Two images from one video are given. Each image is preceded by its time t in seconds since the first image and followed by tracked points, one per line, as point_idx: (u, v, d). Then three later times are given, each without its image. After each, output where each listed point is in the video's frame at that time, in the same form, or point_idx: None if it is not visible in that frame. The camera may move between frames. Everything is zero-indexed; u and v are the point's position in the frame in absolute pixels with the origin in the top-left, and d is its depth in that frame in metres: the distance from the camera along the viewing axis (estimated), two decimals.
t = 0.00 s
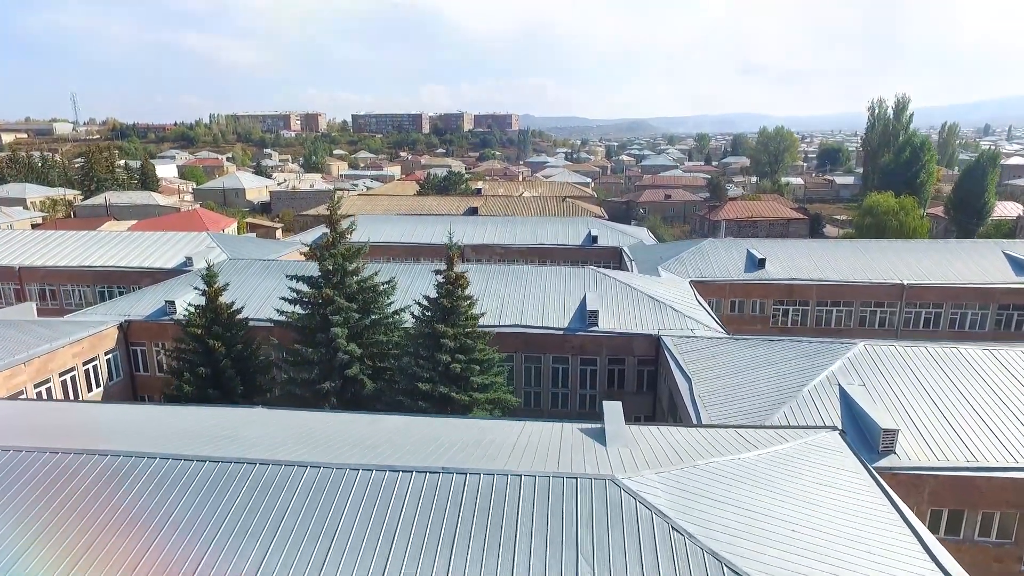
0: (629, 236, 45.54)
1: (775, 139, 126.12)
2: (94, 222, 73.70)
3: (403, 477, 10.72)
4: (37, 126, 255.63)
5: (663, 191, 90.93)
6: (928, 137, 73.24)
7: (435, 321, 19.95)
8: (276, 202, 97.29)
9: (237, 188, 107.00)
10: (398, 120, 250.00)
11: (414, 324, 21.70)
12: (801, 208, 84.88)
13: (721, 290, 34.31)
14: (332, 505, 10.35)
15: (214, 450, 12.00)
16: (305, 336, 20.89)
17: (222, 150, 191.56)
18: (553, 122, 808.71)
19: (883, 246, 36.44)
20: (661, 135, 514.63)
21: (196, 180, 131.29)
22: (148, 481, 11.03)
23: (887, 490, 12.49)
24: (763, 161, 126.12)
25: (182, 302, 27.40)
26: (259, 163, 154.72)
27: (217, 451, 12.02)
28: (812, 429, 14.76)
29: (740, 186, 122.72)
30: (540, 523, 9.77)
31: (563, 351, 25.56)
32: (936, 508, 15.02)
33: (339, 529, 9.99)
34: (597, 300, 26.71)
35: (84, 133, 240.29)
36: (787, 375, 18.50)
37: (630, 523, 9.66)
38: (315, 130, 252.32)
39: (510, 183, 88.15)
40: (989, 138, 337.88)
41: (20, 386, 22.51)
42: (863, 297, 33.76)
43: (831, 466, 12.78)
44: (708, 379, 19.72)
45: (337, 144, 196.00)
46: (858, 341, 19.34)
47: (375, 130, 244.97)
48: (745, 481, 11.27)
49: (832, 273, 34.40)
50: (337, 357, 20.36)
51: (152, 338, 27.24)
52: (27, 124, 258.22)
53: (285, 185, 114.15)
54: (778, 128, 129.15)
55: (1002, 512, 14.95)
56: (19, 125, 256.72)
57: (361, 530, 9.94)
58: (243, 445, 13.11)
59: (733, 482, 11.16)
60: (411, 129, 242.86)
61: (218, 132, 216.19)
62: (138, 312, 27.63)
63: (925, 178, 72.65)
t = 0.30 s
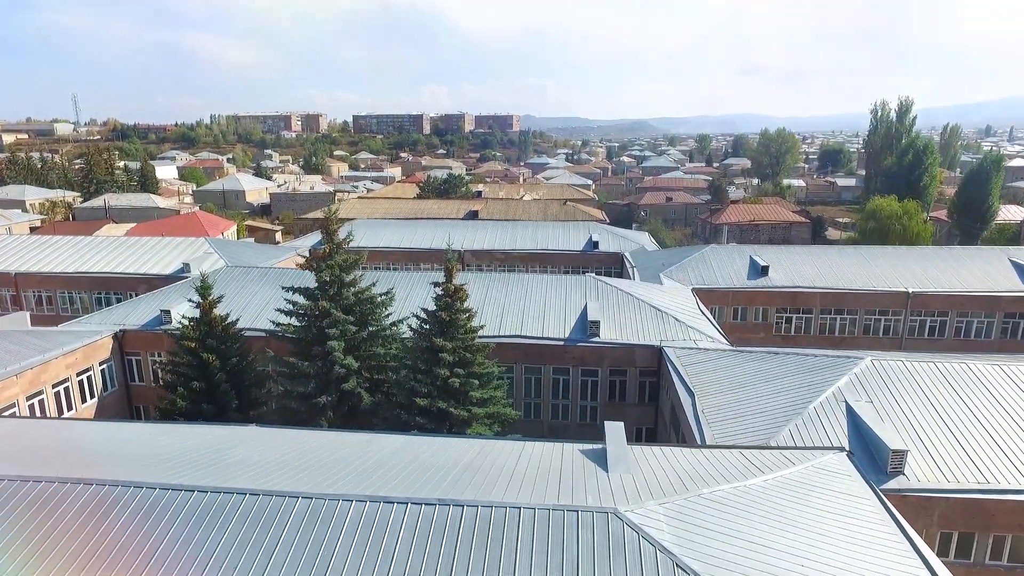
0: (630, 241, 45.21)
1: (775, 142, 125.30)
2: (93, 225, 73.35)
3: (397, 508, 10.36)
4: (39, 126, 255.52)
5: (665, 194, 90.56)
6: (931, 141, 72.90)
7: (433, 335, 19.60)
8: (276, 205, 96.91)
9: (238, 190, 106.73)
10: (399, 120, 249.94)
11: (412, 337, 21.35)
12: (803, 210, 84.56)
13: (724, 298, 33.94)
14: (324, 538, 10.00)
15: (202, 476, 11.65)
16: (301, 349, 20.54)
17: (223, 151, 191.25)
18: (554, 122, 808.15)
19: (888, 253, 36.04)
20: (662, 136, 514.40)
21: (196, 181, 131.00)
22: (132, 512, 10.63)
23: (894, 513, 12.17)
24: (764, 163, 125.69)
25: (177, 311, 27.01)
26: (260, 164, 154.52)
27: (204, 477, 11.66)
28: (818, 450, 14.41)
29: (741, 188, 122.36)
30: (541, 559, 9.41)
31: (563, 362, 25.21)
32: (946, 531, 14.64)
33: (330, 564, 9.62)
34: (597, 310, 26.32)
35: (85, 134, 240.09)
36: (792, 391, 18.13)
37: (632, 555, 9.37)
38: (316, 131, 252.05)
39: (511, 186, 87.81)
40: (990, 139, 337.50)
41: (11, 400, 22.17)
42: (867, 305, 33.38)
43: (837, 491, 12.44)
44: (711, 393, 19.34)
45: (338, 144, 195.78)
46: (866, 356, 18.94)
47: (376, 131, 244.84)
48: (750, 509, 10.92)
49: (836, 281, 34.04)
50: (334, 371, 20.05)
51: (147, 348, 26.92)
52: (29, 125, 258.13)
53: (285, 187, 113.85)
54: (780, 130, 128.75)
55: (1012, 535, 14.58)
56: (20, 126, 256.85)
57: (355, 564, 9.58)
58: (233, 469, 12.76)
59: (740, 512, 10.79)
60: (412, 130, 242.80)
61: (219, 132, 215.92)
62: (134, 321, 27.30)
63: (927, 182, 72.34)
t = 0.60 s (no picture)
0: (629, 250, 45.20)
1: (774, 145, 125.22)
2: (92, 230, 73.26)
3: (396, 550, 10.36)
4: (39, 127, 255.20)
5: (664, 198, 90.52)
6: (931, 146, 72.89)
7: (432, 357, 19.57)
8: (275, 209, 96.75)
9: (237, 193, 106.65)
10: (399, 121, 249.92)
11: (411, 356, 21.34)
12: (803, 215, 84.51)
13: (723, 310, 33.93)
14: None
15: (196, 513, 11.63)
16: (300, 370, 20.52)
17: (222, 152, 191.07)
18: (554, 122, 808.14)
19: (887, 264, 36.02)
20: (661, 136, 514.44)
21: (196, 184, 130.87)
22: (127, 554, 10.61)
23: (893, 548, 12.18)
24: (764, 166, 125.71)
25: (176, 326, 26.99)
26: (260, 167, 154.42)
27: (199, 514, 11.64)
28: (817, 479, 14.43)
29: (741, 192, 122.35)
30: None
31: (562, 378, 25.20)
32: (944, 559, 14.64)
33: None
34: (597, 326, 26.28)
35: (84, 134, 239.76)
36: (791, 413, 18.12)
37: None
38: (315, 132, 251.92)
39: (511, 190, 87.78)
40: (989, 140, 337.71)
41: (10, 418, 22.15)
42: (866, 317, 33.38)
43: (834, 525, 12.42)
44: (710, 415, 19.33)
45: (337, 146, 195.66)
46: (865, 378, 18.92)
47: (376, 132, 244.78)
48: (748, 548, 10.92)
49: (835, 293, 34.04)
50: (333, 392, 20.06)
51: (146, 364, 26.91)
52: (29, 125, 257.79)
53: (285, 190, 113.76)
54: (779, 132, 128.71)
55: (1010, 564, 14.59)
56: (19, 127, 256.53)
57: None
58: (228, 498, 12.72)
59: (740, 551, 10.81)
60: (412, 131, 242.71)
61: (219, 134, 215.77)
62: (132, 336, 27.30)
63: (927, 188, 72.36)
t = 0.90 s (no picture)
0: (628, 262, 45.30)
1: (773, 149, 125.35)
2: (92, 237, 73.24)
3: None
4: (38, 128, 255.01)
5: (663, 203, 90.61)
6: (929, 153, 73.00)
7: (432, 384, 19.66)
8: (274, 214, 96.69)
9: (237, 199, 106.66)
10: (399, 123, 249.96)
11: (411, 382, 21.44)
12: (802, 220, 84.67)
13: (722, 326, 34.03)
14: None
15: (198, 559, 11.86)
16: (300, 396, 20.64)
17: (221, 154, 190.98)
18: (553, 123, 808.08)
19: (885, 279, 36.15)
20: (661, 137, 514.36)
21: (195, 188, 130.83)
22: None
23: None
24: (763, 169, 125.85)
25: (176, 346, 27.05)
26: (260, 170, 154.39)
27: (200, 561, 11.87)
28: (815, 514, 14.57)
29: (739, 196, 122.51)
30: None
31: (562, 399, 25.29)
32: None
33: None
34: (595, 346, 26.36)
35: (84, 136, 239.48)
36: (789, 442, 18.22)
37: None
38: (315, 134, 251.95)
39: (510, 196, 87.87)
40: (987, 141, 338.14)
41: (12, 442, 22.20)
42: (864, 333, 33.50)
43: (830, 565, 12.57)
44: (709, 442, 19.44)
45: (337, 147, 195.65)
46: (862, 406, 19.04)
47: (375, 134, 244.81)
48: None
49: (833, 309, 34.16)
50: (333, 419, 20.17)
51: (147, 383, 26.99)
52: (28, 126, 257.54)
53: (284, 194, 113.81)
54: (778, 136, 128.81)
55: None
56: (19, 128, 256.28)
57: None
58: (231, 540, 12.87)
59: None
60: (411, 133, 242.70)
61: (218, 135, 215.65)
62: (133, 356, 27.39)
63: (925, 195, 72.52)
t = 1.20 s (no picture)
0: (627, 277, 45.46)
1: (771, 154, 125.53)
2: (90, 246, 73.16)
3: None
4: (35, 130, 254.19)
5: (662, 210, 90.85)
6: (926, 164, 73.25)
7: (432, 419, 19.78)
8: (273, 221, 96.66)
9: (235, 205, 106.60)
10: (397, 125, 249.87)
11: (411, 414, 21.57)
12: (799, 228, 84.92)
13: (719, 346, 34.20)
14: None
15: None
16: (301, 429, 20.77)
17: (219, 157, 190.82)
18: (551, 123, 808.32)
19: (882, 298, 36.33)
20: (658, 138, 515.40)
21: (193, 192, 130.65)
22: None
23: None
24: (761, 174, 126.14)
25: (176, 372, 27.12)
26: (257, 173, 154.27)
27: None
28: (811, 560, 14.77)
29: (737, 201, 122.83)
30: None
31: (560, 426, 25.44)
32: None
33: None
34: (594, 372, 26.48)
35: (81, 137, 238.77)
36: (786, 478, 18.39)
37: None
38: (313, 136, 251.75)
39: (509, 204, 87.95)
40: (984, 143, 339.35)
41: (13, 473, 22.28)
42: (860, 353, 33.69)
43: None
44: (706, 476, 19.62)
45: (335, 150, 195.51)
46: (860, 441, 19.20)
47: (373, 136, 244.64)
48: None
49: (829, 329, 34.36)
50: (332, 453, 20.30)
51: (147, 409, 27.10)
52: (25, 128, 256.66)
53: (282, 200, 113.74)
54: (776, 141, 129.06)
55: None
56: (15, 130, 255.34)
57: None
58: None
59: None
60: (409, 135, 242.64)
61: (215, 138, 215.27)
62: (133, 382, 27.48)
63: (921, 205, 72.82)
